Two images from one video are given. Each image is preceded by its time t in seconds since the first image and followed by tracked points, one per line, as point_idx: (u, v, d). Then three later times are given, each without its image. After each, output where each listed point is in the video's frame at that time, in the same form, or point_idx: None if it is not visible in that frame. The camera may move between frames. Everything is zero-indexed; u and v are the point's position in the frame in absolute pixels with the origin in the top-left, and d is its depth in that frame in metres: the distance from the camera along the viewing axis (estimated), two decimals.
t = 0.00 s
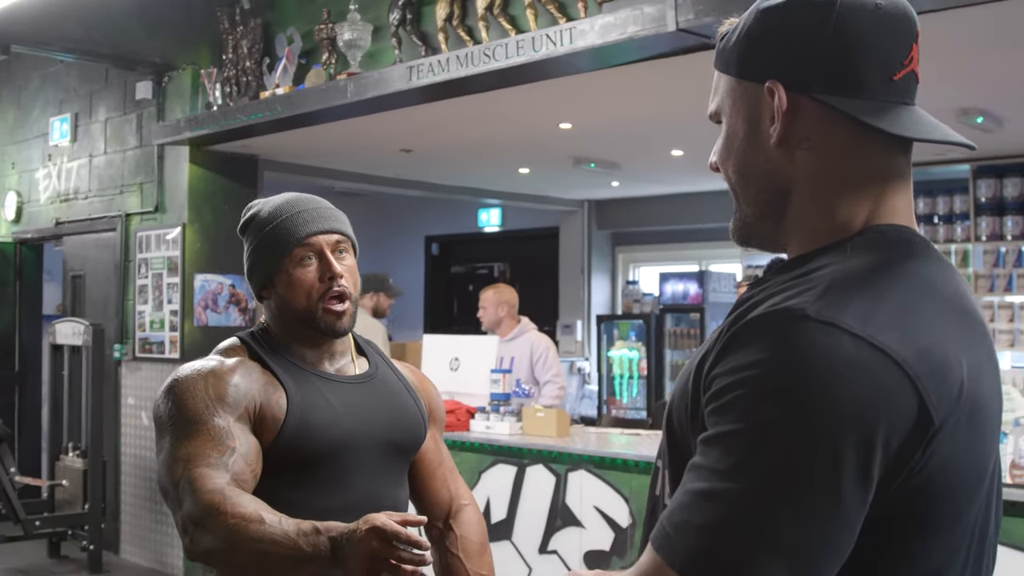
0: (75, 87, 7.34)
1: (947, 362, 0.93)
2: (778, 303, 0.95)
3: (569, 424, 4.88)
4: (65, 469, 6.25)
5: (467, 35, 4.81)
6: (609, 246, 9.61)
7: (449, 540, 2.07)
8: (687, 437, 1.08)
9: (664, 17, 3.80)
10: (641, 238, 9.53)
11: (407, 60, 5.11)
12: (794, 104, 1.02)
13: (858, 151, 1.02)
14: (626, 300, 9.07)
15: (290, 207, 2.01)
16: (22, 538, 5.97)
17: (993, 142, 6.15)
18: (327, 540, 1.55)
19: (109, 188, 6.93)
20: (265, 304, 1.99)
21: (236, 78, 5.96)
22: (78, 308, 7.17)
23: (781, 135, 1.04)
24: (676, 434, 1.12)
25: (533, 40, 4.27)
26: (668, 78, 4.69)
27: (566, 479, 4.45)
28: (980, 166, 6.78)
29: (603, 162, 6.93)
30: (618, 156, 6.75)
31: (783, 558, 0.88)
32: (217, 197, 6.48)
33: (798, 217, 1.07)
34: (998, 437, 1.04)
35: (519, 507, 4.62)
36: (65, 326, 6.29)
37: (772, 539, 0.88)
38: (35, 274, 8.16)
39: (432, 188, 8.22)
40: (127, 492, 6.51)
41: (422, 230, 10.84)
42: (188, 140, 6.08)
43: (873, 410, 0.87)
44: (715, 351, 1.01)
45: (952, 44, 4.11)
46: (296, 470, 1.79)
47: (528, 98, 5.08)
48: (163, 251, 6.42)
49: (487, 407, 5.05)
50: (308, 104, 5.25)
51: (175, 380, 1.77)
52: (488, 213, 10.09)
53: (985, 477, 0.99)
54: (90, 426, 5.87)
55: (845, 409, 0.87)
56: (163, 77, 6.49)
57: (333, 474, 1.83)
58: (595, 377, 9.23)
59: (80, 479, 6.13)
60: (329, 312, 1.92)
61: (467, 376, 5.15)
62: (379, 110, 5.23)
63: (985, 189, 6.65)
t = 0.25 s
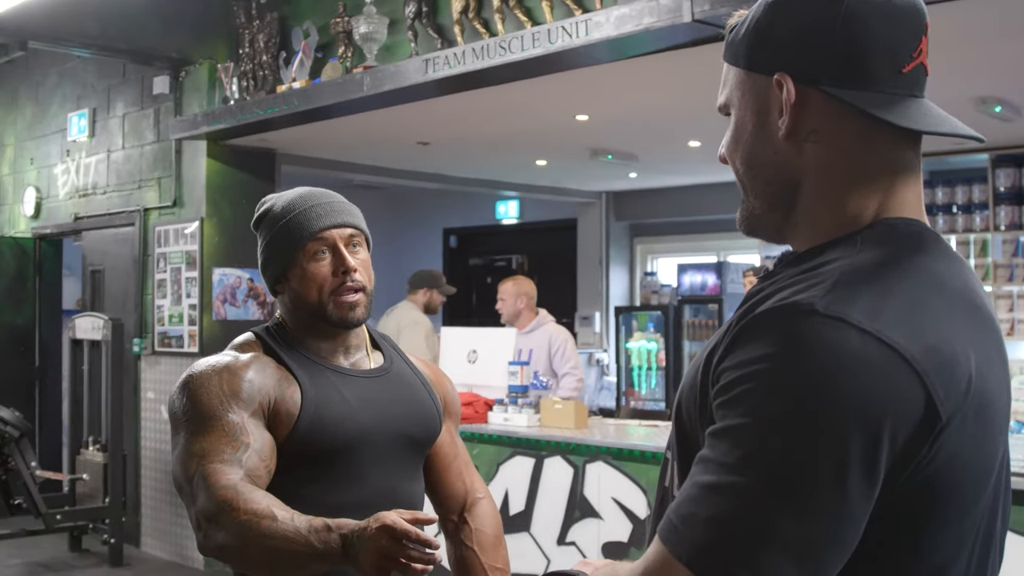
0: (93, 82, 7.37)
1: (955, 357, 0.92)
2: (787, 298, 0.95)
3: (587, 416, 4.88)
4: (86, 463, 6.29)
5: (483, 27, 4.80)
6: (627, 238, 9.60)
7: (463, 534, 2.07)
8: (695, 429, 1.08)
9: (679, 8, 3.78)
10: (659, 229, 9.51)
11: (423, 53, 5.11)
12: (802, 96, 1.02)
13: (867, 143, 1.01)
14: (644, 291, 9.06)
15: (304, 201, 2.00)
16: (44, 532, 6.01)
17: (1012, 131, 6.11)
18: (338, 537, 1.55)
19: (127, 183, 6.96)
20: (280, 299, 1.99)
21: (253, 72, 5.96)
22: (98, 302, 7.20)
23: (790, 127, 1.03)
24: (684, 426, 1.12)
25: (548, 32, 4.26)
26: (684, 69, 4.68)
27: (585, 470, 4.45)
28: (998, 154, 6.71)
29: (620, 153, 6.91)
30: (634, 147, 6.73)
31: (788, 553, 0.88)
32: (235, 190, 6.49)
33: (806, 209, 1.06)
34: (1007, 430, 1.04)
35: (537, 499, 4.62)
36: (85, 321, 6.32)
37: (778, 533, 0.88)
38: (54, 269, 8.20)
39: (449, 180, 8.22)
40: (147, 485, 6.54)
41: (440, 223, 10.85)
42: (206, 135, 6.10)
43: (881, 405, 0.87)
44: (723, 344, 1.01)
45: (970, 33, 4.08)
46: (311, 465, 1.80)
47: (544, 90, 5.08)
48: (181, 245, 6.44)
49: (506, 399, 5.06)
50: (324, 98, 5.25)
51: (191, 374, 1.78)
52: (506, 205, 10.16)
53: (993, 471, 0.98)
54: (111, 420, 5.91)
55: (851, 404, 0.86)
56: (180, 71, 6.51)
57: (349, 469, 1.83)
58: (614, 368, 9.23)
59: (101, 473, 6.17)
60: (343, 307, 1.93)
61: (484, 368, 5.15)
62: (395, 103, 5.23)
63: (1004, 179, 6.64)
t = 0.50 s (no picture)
0: (90, 75, 7.36)
1: (945, 350, 0.91)
2: (777, 293, 0.94)
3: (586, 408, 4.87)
4: (84, 456, 6.29)
5: (480, 19, 4.79)
6: (625, 230, 9.59)
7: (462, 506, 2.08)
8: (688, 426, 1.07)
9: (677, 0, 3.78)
10: (658, 221, 9.51)
11: (420, 45, 5.10)
12: (795, 88, 1.01)
13: (857, 137, 1.01)
14: (642, 283, 9.07)
15: (302, 196, 2.00)
16: (42, 525, 6.02)
17: (1010, 123, 6.10)
18: (315, 551, 1.65)
19: (125, 175, 6.95)
20: (278, 292, 1.99)
21: (251, 64, 5.95)
22: (95, 295, 7.20)
23: (782, 119, 1.02)
24: (676, 420, 1.11)
25: (546, 24, 4.25)
26: (681, 61, 4.67)
27: (582, 463, 4.45)
28: (996, 146, 6.68)
29: (618, 146, 6.91)
30: (633, 139, 6.72)
31: (779, 550, 0.87)
32: (232, 183, 6.47)
33: (799, 201, 1.05)
34: (998, 424, 1.03)
35: (535, 492, 4.61)
36: (82, 314, 6.32)
37: (766, 528, 0.87)
38: (51, 262, 8.20)
39: (448, 173, 8.22)
40: (145, 478, 6.54)
41: (438, 215, 10.85)
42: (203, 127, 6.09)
43: (870, 400, 0.86)
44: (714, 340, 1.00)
45: (968, 25, 4.07)
46: (307, 462, 1.79)
47: (542, 82, 5.07)
48: (179, 238, 6.43)
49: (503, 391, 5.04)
50: (322, 91, 5.24)
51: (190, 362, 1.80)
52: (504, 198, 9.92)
53: (984, 466, 0.98)
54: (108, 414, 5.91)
55: (841, 400, 0.86)
56: (178, 64, 6.50)
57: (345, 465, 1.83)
58: (612, 361, 9.24)
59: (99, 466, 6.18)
60: (339, 303, 1.92)
61: (482, 361, 5.15)
62: (393, 95, 5.22)
63: (1001, 170, 6.62)
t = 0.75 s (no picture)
0: (82, 75, 7.35)
1: (936, 358, 0.91)
2: (768, 301, 0.94)
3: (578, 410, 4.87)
4: (75, 457, 6.28)
5: (473, 21, 4.79)
6: (617, 231, 9.60)
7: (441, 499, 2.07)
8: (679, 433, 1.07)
9: (669, 2, 3.78)
10: (650, 223, 9.51)
11: (413, 47, 5.10)
12: (784, 94, 1.01)
13: (844, 144, 1.01)
14: (635, 285, 9.08)
15: (303, 200, 1.99)
16: (33, 527, 6.00)
17: (1001, 125, 6.11)
18: (279, 549, 1.72)
19: (117, 176, 6.94)
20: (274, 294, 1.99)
21: (242, 65, 5.93)
22: (87, 296, 7.18)
23: (770, 126, 1.02)
24: (666, 427, 1.11)
25: (539, 26, 4.25)
26: (674, 63, 4.67)
27: (574, 465, 4.45)
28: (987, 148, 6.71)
29: (611, 147, 6.91)
30: (625, 141, 6.72)
31: (772, 560, 0.87)
32: (224, 184, 6.47)
33: (788, 207, 1.05)
34: (989, 430, 1.03)
35: (527, 493, 4.61)
36: (74, 315, 6.32)
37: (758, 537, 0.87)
38: (43, 263, 8.19)
39: (441, 174, 8.21)
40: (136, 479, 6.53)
41: (430, 216, 10.84)
42: (195, 128, 6.08)
43: (862, 409, 0.86)
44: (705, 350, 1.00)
45: (960, 28, 4.08)
46: (293, 467, 1.80)
47: (534, 84, 5.07)
48: (170, 239, 6.42)
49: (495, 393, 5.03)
50: (314, 92, 5.24)
51: (185, 356, 1.82)
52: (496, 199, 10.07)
53: (974, 473, 0.98)
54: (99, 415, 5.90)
55: (833, 409, 0.86)
56: (170, 64, 6.49)
57: (333, 469, 1.83)
58: (604, 362, 9.24)
59: (89, 468, 6.18)
60: (335, 311, 1.91)
61: (474, 363, 5.14)
62: (385, 97, 5.22)
63: (992, 172, 6.63)
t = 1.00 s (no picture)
0: (79, 81, 7.35)
1: (936, 372, 0.91)
2: (767, 315, 0.94)
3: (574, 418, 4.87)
4: (70, 464, 6.28)
5: (470, 28, 4.79)
6: (614, 239, 9.60)
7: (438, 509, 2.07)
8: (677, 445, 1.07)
9: (666, 10, 3.78)
10: (647, 230, 9.51)
11: (410, 54, 5.10)
12: (782, 103, 1.01)
13: (843, 154, 1.01)
14: (631, 292, 9.08)
15: (295, 208, 1.99)
16: (28, 534, 5.99)
17: (997, 133, 6.12)
18: (274, 552, 1.73)
19: (113, 182, 6.93)
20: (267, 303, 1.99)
21: (240, 72, 5.94)
22: (83, 302, 7.17)
23: (769, 135, 1.02)
24: (664, 438, 1.11)
25: (536, 34, 4.25)
26: (670, 71, 4.68)
27: (571, 473, 4.44)
28: (983, 156, 6.73)
29: (607, 154, 6.91)
30: (622, 149, 6.73)
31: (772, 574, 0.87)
32: (220, 190, 6.46)
33: (787, 218, 1.05)
34: (987, 443, 1.03)
35: (524, 501, 4.61)
36: (69, 322, 6.31)
37: (758, 551, 0.87)
38: (39, 268, 8.20)
39: (438, 181, 8.22)
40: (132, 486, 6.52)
41: (427, 223, 10.85)
42: (192, 134, 6.08)
43: (863, 423, 0.86)
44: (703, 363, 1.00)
45: (958, 36, 4.08)
46: (285, 476, 1.79)
47: (531, 91, 5.07)
48: (167, 246, 6.42)
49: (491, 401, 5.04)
50: (311, 99, 5.24)
51: (178, 366, 1.83)
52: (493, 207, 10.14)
53: (974, 486, 0.98)
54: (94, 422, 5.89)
55: (833, 422, 0.86)
56: (167, 71, 6.49)
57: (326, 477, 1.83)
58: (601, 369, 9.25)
59: (85, 474, 6.17)
60: (324, 319, 1.91)
61: (470, 370, 5.14)
62: (382, 104, 5.22)
63: (988, 180, 6.64)
